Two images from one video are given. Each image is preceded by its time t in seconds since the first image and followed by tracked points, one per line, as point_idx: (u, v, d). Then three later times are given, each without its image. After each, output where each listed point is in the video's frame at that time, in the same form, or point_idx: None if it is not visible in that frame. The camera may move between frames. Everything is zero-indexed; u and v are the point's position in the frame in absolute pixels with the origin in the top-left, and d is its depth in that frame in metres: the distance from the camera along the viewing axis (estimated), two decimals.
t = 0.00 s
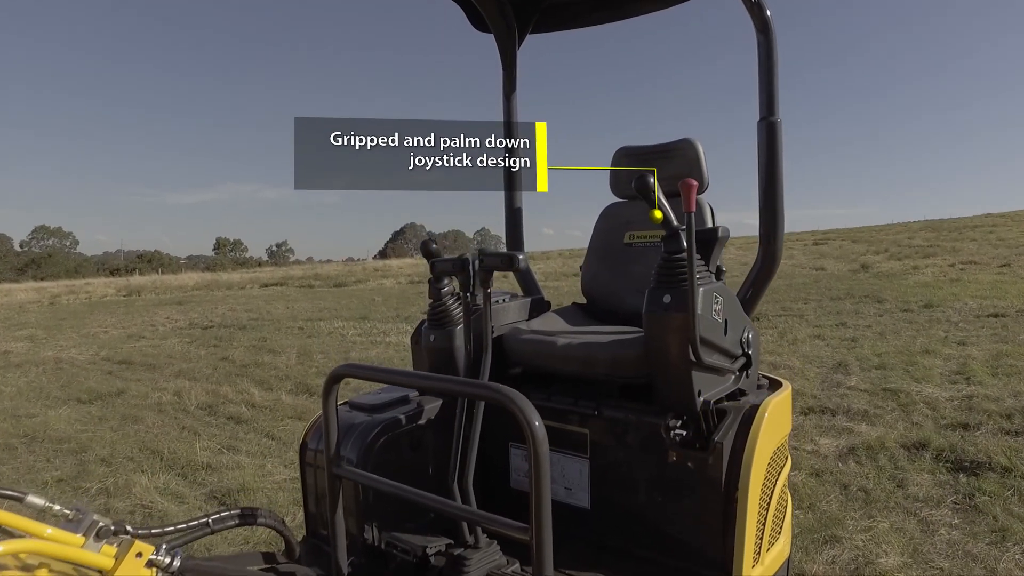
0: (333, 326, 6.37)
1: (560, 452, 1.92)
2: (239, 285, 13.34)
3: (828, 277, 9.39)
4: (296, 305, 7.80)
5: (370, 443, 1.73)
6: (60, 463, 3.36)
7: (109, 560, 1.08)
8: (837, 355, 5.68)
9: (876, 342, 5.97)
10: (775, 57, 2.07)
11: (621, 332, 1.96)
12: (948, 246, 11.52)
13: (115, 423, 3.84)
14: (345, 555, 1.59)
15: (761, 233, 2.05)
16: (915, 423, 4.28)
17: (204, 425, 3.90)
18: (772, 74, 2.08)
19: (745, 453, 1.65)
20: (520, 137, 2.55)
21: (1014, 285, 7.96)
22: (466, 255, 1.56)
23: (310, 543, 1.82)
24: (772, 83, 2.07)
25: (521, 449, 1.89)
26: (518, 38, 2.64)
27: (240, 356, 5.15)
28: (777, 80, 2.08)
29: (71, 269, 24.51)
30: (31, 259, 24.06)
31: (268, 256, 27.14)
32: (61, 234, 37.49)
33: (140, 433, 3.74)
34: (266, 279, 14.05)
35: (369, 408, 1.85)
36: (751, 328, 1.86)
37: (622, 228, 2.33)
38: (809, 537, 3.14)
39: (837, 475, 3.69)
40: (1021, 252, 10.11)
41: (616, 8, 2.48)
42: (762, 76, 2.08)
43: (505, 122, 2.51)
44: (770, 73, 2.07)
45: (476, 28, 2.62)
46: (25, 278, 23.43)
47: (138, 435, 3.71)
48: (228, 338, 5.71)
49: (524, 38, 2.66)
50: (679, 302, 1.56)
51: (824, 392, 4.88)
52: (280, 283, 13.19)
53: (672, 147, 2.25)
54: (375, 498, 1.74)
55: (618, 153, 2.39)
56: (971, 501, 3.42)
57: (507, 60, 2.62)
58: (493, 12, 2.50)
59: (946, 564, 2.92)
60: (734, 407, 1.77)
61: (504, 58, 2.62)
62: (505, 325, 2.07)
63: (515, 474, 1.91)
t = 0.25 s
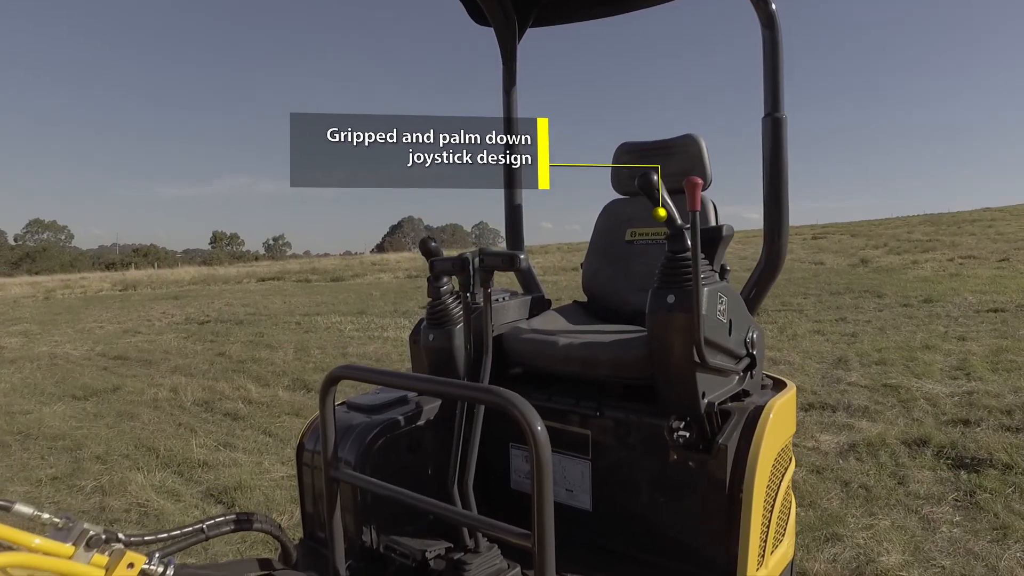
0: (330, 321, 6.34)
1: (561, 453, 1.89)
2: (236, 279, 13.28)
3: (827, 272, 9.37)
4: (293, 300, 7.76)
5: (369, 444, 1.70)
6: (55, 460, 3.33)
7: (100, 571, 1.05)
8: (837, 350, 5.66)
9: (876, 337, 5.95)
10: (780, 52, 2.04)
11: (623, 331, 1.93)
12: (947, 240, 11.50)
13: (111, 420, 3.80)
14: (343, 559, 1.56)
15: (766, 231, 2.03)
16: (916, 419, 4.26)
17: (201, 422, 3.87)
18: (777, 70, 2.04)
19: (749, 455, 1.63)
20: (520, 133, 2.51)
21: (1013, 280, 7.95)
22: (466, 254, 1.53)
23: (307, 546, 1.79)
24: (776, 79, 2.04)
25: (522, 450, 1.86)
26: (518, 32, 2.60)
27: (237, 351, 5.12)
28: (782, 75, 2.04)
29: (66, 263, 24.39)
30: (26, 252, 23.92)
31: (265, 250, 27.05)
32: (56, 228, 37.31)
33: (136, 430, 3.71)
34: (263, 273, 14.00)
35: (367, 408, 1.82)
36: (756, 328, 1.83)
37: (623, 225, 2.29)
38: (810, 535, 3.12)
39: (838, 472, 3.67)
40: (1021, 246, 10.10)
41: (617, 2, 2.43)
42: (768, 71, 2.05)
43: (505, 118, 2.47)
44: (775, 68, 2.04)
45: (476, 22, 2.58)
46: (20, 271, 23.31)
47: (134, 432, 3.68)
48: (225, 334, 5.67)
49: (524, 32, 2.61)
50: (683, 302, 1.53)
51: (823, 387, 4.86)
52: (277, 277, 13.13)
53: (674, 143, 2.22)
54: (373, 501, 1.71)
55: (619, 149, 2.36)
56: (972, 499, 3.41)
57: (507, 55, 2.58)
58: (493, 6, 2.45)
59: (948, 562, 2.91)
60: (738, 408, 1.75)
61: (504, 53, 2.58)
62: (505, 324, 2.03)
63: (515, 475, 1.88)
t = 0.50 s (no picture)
0: (328, 315, 6.30)
1: (562, 453, 1.86)
2: (232, 272, 13.21)
3: (827, 265, 9.34)
4: (290, 294, 7.72)
5: (366, 445, 1.67)
6: (49, 457, 3.29)
7: None
8: (837, 344, 5.64)
9: (876, 331, 5.93)
10: (785, 44, 2.00)
11: (626, 329, 1.90)
12: (947, 234, 11.48)
13: (105, 415, 3.77)
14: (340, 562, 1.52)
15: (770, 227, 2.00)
16: (916, 414, 4.24)
17: (197, 417, 3.84)
18: (783, 62, 2.01)
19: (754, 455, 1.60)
20: (520, 127, 2.47)
21: (1012, 273, 7.93)
22: (466, 251, 1.49)
23: (304, 547, 1.76)
24: (782, 72, 2.00)
25: (522, 449, 1.83)
26: (518, 23, 2.55)
27: (234, 346, 5.08)
28: (787, 68, 2.01)
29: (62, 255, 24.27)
30: (20, 245, 23.78)
31: (261, 243, 26.96)
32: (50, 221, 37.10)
33: (131, 425, 3.67)
34: (259, 266, 13.94)
35: (365, 407, 1.79)
36: (761, 326, 1.80)
37: (625, 219, 2.26)
38: (811, 531, 3.10)
39: (839, 467, 3.65)
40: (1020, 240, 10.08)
41: None
42: (772, 64, 2.01)
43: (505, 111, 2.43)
44: (780, 61, 2.00)
45: (475, 13, 2.53)
46: (14, 264, 23.17)
47: (129, 428, 3.65)
48: (221, 328, 5.63)
49: (524, 24, 2.57)
50: (687, 300, 1.49)
51: (824, 382, 4.83)
52: (274, 271, 13.07)
53: (677, 136, 2.18)
54: (371, 501, 1.68)
55: (621, 143, 2.32)
56: (973, 494, 3.39)
57: (506, 47, 2.54)
58: None
59: (950, 559, 2.89)
60: (743, 407, 1.72)
61: (504, 45, 2.54)
62: (505, 321, 2.00)
63: (515, 475, 1.85)
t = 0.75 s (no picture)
0: (326, 307, 6.26)
1: (564, 452, 1.82)
2: (229, 264, 13.17)
3: (827, 257, 9.31)
4: (288, 285, 7.68)
5: (365, 444, 1.64)
6: (44, 452, 3.26)
7: None
8: (837, 337, 5.62)
9: (877, 324, 5.90)
10: (792, 35, 1.96)
11: (629, 326, 1.86)
12: (947, 225, 11.46)
13: (102, 409, 3.74)
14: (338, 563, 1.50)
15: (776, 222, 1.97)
16: (918, 408, 4.23)
17: (194, 411, 3.81)
18: (789, 54, 1.97)
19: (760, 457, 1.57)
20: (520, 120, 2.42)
21: (1012, 266, 7.91)
22: (466, 249, 1.45)
23: (301, 547, 1.73)
24: (789, 64, 1.97)
25: (524, 448, 1.80)
26: (518, 14, 2.50)
27: (231, 339, 5.04)
28: (794, 61, 1.97)
29: (59, 247, 24.18)
30: (16, 236, 23.68)
31: (259, 234, 26.87)
32: (46, 212, 36.97)
33: (128, 419, 3.64)
34: (257, 258, 13.90)
35: (364, 406, 1.76)
36: (767, 324, 1.77)
37: (628, 214, 2.22)
38: (813, 527, 3.08)
39: (840, 462, 3.63)
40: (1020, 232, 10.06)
41: None
42: (779, 56, 1.98)
43: (505, 104, 2.39)
44: (787, 52, 1.96)
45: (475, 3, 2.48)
46: (10, 255, 23.07)
47: (125, 422, 3.62)
48: (218, 320, 5.59)
49: (525, 14, 2.52)
50: (693, 298, 1.46)
51: (824, 375, 4.81)
52: (272, 262, 13.01)
53: (681, 129, 2.14)
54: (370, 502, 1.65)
55: (623, 136, 2.28)
56: (975, 489, 3.37)
57: (506, 37, 2.49)
58: None
59: (952, 555, 2.87)
60: (748, 406, 1.69)
61: (504, 36, 2.49)
62: (506, 317, 1.96)
63: (516, 474, 1.83)
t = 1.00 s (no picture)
0: (324, 299, 6.23)
1: (565, 451, 1.80)
2: (227, 255, 13.10)
3: (827, 249, 9.27)
4: (286, 277, 7.64)
5: (363, 443, 1.61)
6: (40, 446, 3.24)
7: None
8: (839, 330, 5.60)
9: (878, 316, 5.88)
10: (800, 25, 1.92)
11: (632, 322, 1.84)
12: (947, 217, 11.42)
13: (98, 403, 3.71)
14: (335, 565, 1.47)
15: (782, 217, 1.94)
16: (919, 401, 4.21)
17: (191, 405, 3.78)
18: (796, 45, 1.93)
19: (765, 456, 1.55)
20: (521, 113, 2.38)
21: (1013, 257, 7.88)
22: (465, 245, 1.42)
23: (299, 547, 1.71)
24: (796, 55, 1.92)
25: (525, 446, 1.77)
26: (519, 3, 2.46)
27: (229, 331, 5.01)
28: (801, 52, 1.93)
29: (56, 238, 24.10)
30: (12, 227, 23.57)
31: (257, 225, 26.78)
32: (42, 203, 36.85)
33: (124, 413, 3.61)
34: (256, 249, 13.85)
35: (362, 404, 1.73)
36: (772, 322, 1.74)
37: (630, 207, 2.19)
38: (814, 522, 3.06)
39: (842, 456, 3.61)
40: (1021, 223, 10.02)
41: None
42: (785, 47, 1.94)
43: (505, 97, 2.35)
44: (794, 43, 1.92)
45: None
46: (6, 246, 22.97)
47: (122, 416, 3.59)
48: (216, 313, 5.56)
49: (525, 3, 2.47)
50: (698, 297, 1.43)
51: (826, 369, 4.79)
52: (269, 254, 12.95)
53: (684, 122, 2.10)
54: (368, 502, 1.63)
55: (625, 129, 2.24)
56: (977, 484, 3.35)
57: (506, 28, 2.45)
58: None
59: (954, 550, 2.85)
60: (752, 405, 1.68)
61: (504, 26, 2.45)
62: (506, 313, 1.93)
63: (517, 473, 1.80)
